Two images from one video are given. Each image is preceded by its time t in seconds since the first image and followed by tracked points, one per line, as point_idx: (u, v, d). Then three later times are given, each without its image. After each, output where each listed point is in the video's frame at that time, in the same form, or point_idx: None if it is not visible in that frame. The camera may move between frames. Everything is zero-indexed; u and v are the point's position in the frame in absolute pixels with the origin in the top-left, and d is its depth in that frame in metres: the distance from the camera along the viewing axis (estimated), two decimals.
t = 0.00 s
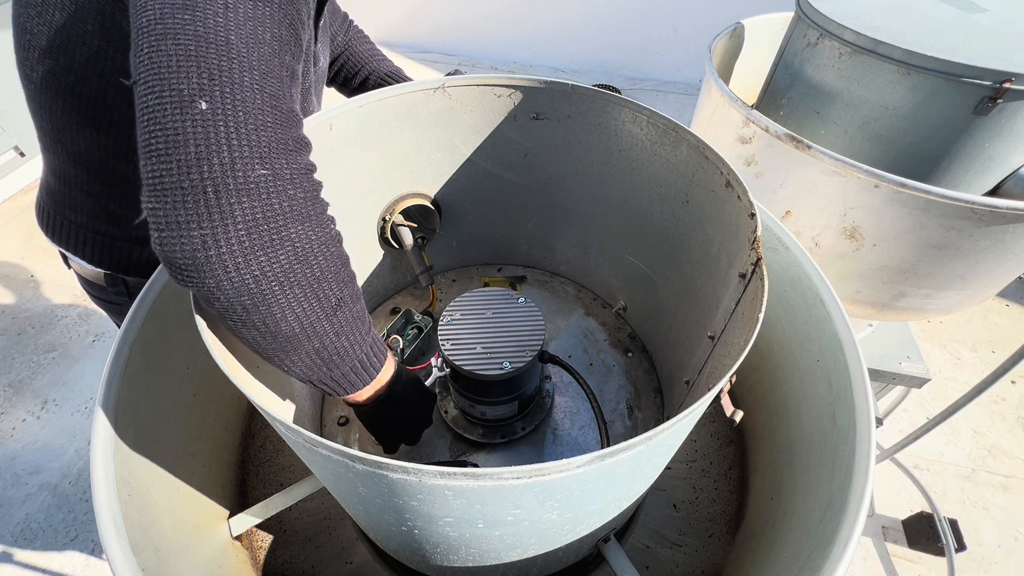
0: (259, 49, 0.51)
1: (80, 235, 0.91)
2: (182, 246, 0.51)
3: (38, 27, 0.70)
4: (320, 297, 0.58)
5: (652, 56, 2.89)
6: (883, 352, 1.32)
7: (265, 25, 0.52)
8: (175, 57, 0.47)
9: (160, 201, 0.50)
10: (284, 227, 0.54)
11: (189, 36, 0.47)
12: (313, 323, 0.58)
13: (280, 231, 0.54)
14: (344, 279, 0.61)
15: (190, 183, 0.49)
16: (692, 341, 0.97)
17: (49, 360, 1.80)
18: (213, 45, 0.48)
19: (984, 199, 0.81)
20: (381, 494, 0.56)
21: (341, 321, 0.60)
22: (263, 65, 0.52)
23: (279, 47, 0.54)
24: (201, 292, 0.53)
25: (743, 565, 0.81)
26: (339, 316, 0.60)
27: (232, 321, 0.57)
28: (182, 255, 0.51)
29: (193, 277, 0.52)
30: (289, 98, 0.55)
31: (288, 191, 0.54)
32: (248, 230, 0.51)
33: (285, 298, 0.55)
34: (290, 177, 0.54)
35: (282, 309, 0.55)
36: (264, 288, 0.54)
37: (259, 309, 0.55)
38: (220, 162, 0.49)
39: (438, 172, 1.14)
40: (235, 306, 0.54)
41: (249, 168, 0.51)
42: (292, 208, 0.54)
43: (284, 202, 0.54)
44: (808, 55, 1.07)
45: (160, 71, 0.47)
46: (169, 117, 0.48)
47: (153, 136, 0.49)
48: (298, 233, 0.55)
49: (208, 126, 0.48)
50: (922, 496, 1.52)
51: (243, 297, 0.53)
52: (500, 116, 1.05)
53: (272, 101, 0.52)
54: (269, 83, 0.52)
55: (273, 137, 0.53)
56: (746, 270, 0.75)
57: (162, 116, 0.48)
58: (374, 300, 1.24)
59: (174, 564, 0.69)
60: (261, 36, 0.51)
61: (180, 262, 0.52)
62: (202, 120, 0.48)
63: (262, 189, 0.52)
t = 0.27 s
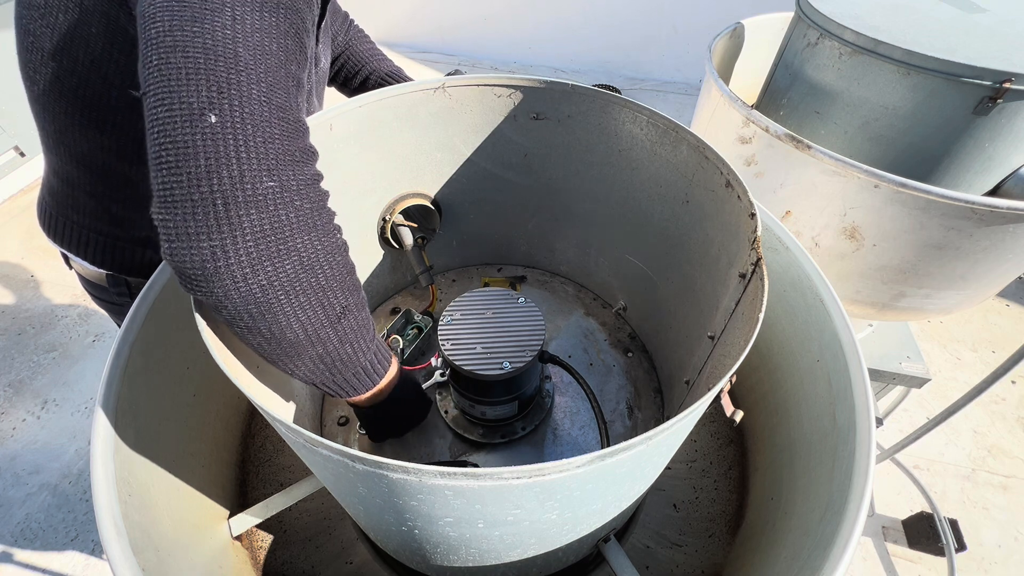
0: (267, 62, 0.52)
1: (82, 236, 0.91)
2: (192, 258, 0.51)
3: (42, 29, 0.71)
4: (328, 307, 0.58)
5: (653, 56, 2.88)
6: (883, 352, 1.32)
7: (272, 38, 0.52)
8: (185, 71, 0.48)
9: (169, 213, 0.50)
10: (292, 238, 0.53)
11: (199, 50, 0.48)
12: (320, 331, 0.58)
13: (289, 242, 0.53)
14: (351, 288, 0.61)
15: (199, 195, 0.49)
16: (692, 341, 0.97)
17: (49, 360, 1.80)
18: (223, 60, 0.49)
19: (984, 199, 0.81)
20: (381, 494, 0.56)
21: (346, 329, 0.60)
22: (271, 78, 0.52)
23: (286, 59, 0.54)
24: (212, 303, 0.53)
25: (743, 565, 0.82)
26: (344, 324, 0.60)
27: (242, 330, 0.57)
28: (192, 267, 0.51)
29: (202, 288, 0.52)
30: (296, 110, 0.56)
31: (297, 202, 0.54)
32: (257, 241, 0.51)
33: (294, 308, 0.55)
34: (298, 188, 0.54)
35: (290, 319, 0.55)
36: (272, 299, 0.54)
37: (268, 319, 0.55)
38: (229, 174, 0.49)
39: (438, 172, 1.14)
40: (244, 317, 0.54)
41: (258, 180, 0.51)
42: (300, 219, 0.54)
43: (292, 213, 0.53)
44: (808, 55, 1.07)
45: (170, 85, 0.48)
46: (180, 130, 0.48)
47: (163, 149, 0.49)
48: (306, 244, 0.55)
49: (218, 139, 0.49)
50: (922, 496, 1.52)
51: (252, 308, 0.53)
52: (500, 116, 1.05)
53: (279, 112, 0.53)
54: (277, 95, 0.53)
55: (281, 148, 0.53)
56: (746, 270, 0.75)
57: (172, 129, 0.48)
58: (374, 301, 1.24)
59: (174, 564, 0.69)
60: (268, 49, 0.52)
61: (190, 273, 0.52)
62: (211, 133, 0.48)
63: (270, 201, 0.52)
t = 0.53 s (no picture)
0: (271, 70, 0.51)
1: (83, 237, 0.91)
2: (204, 269, 0.51)
3: (43, 33, 0.70)
4: (339, 312, 0.58)
5: (653, 56, 2.88)
6: (883, 352, 1.32)
7: (276, 46, 0.52)
8: (191, 83, 0.48)
9: (180, 225, 0.50)
10: (302, 246, 0.54)
11: (204, 63, 0.48)
12: (332, 335, 0.58)
13: (298, 250, 0.53)
14: (360, 292, 0.61)
15: (209, 208, 0.49)
16: (692, 341, 0.97)
17: (49, 360, 1.80)
18: (228, 71, 0.49)
19: (984, 199, 0.81)
20: (381, 494, 0.56)
21: (358, 331, 0.60)
22: (275, 86, 0.52)
23: (290, 67, 0.54)
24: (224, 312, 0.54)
25: (743, 565, 0.82)
26: (356, 327, 0.60)
27: (255, 337, 0.57)
28: (204, 278, 0.51)
29: (215, 298, 0.53)
30: (301, 117, 0.56)
31: (304, 210, 0.54)
32: (267, 251, 0.51)
33: (305, 315, 0.55)
34: (306, 196, 0.54)
35: (303, 327, 0.55)
36: (283, 307, 0.54)
37: (280, 326, 0.55)
38: (237, 185, 0.49)
39: (438, 172, 1.14)
40: (256, 325, 0.55)
41: (266, 190, 0.51)
42: (309, 227, 0.54)
43: (301, 222, 0.53)
44: (808, 55, 1.07)
45: (176, 99, 0.48)
46: (188, 143, 0.48)
47: (172, 162, 0.49)
48: (316, 251, 0.55)
49: (225, 151, 0.49)
50: (922, 496, 1.52)
51: (264, 316, 0.54)
52: (500, 116, 1.05)
53: (285, 121, 0.53)
54: (282, 103, 0.52)
55: (288, 157, 0.53)
56: (746, 270, 0.75)
57: (181, 142, 0.48)
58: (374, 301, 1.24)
59: (174, 564, 0.69)
60: (272, 58, 0.52)
61: (203, 284, 0.52)
62: (219, 145, 0.48)
63: (278, 210, 0.52)
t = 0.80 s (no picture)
0: (271, 77, 0.51)
1: (82, 239, 0.91)
2: (202, 275, 0.51)
3: (43, 35, 0.70)
4: (337, 318, 0.58)
5: (653, 56, 2.88)
6: (883, 352, 1.32)
7: (275, 52, 0.52)
8: (190, 90, 0.48)
9: (179, 231, 0.50)
10: (300, 253, 0.54)
11: (203, 70, 0.48)
12: (329, 341, 0.58)
13: (297, 257, 0.53)
14: (357, 297, 0.61)
15: (207, 214, 0.49)
16: (692, 341, 0.97)
17: (49, 360, 1.80)
18: (227, 78, 0.48)
19: (984, 199, 0.81)
20: (381, 494, 0.56)
21: (355, 335, 0.61)
22: (275, 93, 0.52)
23: (289, 73, 0.54)
24: (223, 317, 0.54)
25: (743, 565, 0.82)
26: (353, 331, 0.60)
27: (252, 342, 0.57)
28: (202, 284, 0.51)
29: (213, 303, 0.53)
30: (300, 122, 0.56)
31: (303, 216, 0.54)
32: (265, 258, 0.51)
33: (303, 322, 0.55)
34: (304, 203, 0.54)
35: (300, 333, 0.56)
36: (281, 312, 0.54)
37: (278, 333, 0.55)
38: (236, 192, 0.49)
39: (438, 172, 1.14)
40: (253, 330, 0.55)
41: (264, 197, 0.51)
42: (307, 233, 0.54)
43: (299, 228, 0.53)
44: (808, 55, 1.07)
45: (176, 105, 0.48)
46: (187, 150, 0.48)
47: (171, 168, 0.49)
48: (314, 258, 0.55)
49: (224, 158, 0.49)
50: (922, 496, 1.52)
51: (261, 322, 0.54)
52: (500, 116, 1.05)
53: (284, 127, 0.53)
54: (281, 110, 0.52)
55: (287, 163, 0.53)
56: (746, 270, 0.75)
57: (179, 149, 0.48)
58: (374, 300, 1.24)
59: (174, 564, 0.69)
60: (271, 65, 0.52)
61: (201, 291, 0.52)
62: (218, 152, 0.48)
63: (277, 217, 0.52)
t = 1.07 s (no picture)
0: (251, 50, 0.52)
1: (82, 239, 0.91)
2: (168, 251, 0.50)
3: (41, 34, 0.70)
4: (316, 303, 0.57)
5: (653, 56, 2.88)
6: (883, 352, 1.32)
7: (258, 28, 0.52)
8: (164, 59, 0.48)
9: (147, 204, 0.50)
10: (274, 231, 0.53)
11: (178, 38, 0.48)
12: (309, 330, 0.57)
13: (270, 234, 0.53)
14: (340, 283, 0.60)
15: (176, 185, 0.49)
16: (692, 342, 0.97)
17: (49, 360, 1.80)
18: (203, 47, 0.48)
19: (984, 199, 0.81)
20: (381, 494, 0.56)
21: (338, 326, 0.60)
22: (254, 67, 0.52)
23: (273, 49, 0.54)
24: (191, 302, 0.53)
25: (743, 565, 0.82)
26: (336, 322, 0.60)
27: (223, 328, 0.56)
28: (168, 261, 0.51)
29: (179, 283, 0.52)
30: (283, 102, 0.56)
31: (279, 194, 0.54)
32: (236, 232, 0.51)
33: (277, 303, 0.54)
34: (281, 179, 0.54)
35: (273, 314, 0.55)
36: (253, 292, 0.53)
37: (252, 317, 0.54)
38: (207, 162, 0.49)
39: (438, 172, 1.14)
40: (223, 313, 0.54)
41: (238, 170, 0.51)
42: (282, 210, 0.54)
43: (274, 205, 0.53)
44: (808, 55, 1.07)
45: (149, 74, 0.48)
46: (157, 119, 0.48)
47: (142, 139, 0.49)
48: (288, 236, 0.54)
49: (195, 127, 0.48)
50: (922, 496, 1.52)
51: (233, 304, 0.53)
52: (500, 116, 1.05)
53: (263, 102, 0.52)
54: (261, 84, 0.52)
55: (264, 138, 0.52)
56: (746, 270, 0.75)
57: (150, 118, 0.48)
58: (374, 300, 1.24)
59: (174, 564, 0.69)
60: (253, 38, 0.52)
61: (167, 268, 0.51)
62: (189, 121, 0.48)
63: (250, 191, 0.51)
